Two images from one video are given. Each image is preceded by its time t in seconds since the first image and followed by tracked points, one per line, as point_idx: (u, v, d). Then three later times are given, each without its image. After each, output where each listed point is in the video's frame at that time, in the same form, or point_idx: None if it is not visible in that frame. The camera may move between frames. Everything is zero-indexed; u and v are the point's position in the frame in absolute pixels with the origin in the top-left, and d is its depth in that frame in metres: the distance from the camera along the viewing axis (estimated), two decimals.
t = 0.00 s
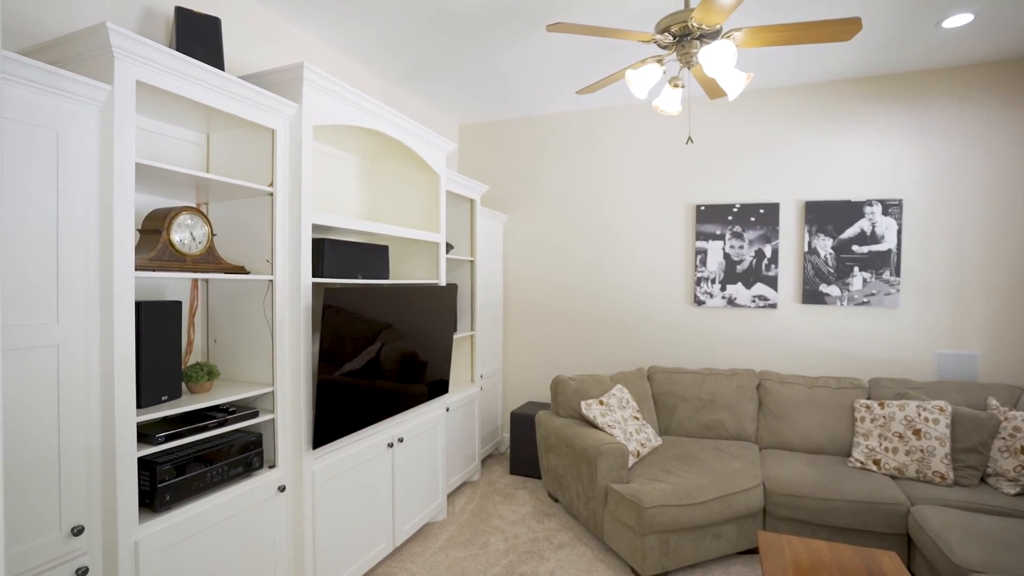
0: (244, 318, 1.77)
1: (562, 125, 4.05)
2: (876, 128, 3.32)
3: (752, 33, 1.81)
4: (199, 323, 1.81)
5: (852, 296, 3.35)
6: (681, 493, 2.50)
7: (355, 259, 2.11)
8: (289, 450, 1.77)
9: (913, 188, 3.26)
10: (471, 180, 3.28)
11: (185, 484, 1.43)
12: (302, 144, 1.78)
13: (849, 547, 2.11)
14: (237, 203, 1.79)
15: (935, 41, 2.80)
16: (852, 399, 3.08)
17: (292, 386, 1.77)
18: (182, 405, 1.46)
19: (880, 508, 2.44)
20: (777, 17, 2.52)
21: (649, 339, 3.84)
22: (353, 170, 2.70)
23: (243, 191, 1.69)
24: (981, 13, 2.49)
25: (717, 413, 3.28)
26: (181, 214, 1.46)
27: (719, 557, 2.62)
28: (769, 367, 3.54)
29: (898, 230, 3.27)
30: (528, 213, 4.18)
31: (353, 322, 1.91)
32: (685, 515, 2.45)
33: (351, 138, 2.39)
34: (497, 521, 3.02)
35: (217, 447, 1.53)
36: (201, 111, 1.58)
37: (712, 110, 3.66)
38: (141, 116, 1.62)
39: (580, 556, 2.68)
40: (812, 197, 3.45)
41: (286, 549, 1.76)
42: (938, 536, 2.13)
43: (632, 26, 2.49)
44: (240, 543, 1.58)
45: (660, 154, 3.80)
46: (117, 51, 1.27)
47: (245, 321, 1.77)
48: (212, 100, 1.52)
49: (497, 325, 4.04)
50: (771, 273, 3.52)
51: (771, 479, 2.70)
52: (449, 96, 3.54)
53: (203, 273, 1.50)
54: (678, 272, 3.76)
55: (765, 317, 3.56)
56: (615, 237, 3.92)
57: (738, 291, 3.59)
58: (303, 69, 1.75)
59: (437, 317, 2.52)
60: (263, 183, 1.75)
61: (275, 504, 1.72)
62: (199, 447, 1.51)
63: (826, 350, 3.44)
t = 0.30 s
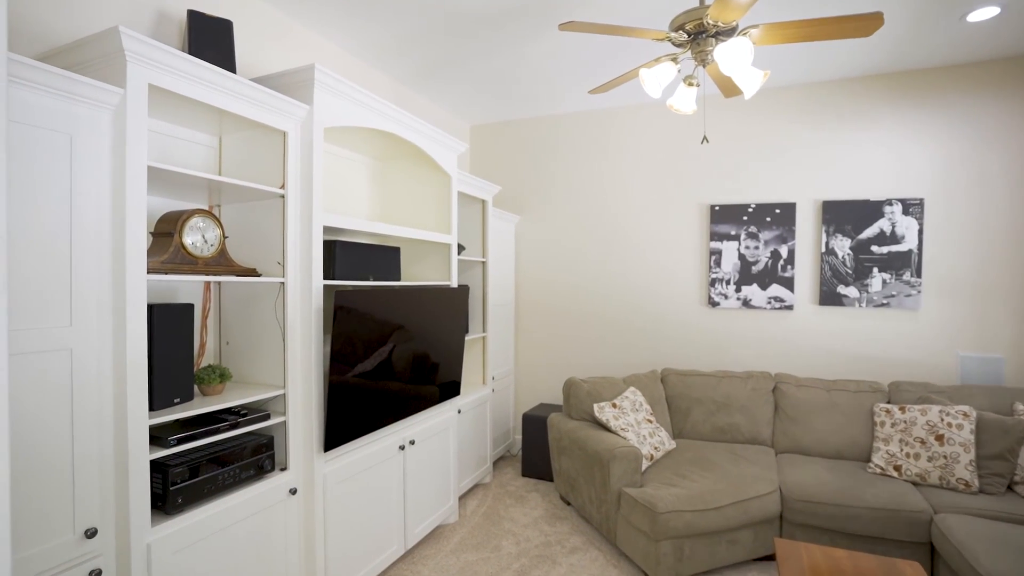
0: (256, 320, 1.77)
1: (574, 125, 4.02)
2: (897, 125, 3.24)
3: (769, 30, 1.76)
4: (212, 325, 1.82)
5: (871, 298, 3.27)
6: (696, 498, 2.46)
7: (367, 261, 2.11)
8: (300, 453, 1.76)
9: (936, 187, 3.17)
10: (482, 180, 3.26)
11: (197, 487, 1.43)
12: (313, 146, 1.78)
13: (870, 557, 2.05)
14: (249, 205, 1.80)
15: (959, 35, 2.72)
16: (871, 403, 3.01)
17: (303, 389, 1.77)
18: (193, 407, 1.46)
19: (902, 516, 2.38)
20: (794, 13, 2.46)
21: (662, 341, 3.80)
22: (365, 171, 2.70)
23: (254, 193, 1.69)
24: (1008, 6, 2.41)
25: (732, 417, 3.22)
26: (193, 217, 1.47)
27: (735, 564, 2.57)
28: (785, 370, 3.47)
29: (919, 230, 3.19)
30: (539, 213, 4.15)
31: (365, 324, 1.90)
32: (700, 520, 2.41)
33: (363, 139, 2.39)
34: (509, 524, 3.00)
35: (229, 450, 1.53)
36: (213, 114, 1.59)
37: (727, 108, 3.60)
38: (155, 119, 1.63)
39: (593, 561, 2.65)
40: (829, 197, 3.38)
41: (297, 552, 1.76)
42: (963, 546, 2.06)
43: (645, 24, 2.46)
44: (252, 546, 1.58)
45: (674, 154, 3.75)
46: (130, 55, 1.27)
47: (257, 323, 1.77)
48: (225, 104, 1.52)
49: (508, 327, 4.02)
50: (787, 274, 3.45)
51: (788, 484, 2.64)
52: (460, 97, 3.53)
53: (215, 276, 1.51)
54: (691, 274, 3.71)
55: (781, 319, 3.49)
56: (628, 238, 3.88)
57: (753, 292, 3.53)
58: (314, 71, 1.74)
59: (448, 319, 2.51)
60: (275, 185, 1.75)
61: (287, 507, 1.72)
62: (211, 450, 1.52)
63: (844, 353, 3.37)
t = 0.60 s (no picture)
0: (268, 322, 1.77)
1: (585, 125, 3.99)
2: (918, 123, 3.16)
3: (786, 26, 1.72)
4: (224, 327, 1.82)
5: (891, 299, 3.20)
6: (711, 502, 2.42)
7: (378, 262, 2.10)
8: (311, 455, 1.76)
9: (958, 185, 3.08)
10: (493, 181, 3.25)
11: (208, 489, 1.43)
12: (324, 147, 1.78)
13: (890, 565, 1.99)
14: (261, 207, 1.80)
15: (982, 29, 2.64)
16: (891, 407, 2.93)
17: (314, 391, 1.77)
18: (205, 409, 1.47)
19: (924, 524, 2.31)
20: (811, 9, 2.41)
21: (675, 343, 3.75)
22: (376, 172, 2.70)
23: (266, 195, 1.69)
24: None
25: (748, 420, 3.17)
26: (205, 219, 1.48)
27: (751, 571, 2.52)
28: (802, 373, 3.41)
29: (941, 229, 3.10)
30: (551, 214, 4.13)
31: (376, 325, 1.89)
32: (714, 526, 2.36)
33: (374, 140, 2.39)
34: (521, 527, 2.98)
35: (240, 452, 1.54)
36: (225, 116, 1.59)
37: (741, 106, 3.55)
38: (167, 123, 1.64)
39: (605, 566, 2.61)
40: (847, 196, 3.31)
41: (309, 555, 1.76)
42: (989, 556, 2.00)
43: (658, 22, 2.42)
44: (263, 548, 1.59)
45: (687, 154, 3.70)
46: (142, 58, 1.28)
47: (268, 325, 1.77)
48: (236, 106, 1.52)
49: (520, 328, 4.00)
50: (804, 275, 3.38)
51: (805, 489, 2.58)
52: (471, 97, 3.51)
53: (226, 278, 1.52)
54: (705, 274, 3.66)
55: (797, 320, 3.43)
56: (641, 239, 3.84)
57: (768, 293, 3.47)
58: (325, 72, 1.74)
59: (460, 320, 2.50)
60: (286, 187, 1.75)
61: (298, 509, 1.72)
62: (223, 452, 1.52)
63: (863, 355, 3.29)
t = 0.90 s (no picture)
0: (277, 324, 1.78)
1: (596, 124, 3.96)
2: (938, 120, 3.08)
3: (803, 22, 1.68)
4: (234, 328, 1.83)
5: (909, 301, 3.12)
6: (724, 507, 2.37)
7: (388, 263, 2.10)
8: (321, 457, 1.76)
9: (981, 184, 3.00)
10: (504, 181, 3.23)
11: (218, 491, 1.43)
12: (334, 149, 1.77)
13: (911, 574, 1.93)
14: (272, 209, 1.81)
15: (1006, 23, 2.56)
16: (910, 411, 2.86)
17: (324, 392, 1.77)
18: (215, 411, 1.47)
19: (946, 532, 2.24)
20: (827, 4, 2.36)
21: (687, 345, 3.70)
22: (386, 173, 2.70)
23: (276, 197, 1.69)
24: None
25: (762, 423, 3.11)
26: (215, 220, 1.48)
27: None
28: (817, 376, 3.34)
29: (962, 229, 3.02)
30: (562, 214, 4.10)
31: (386, 326, 1.89)
32: (728, 532, 2.32)
33: (384, 141, 2.39)
34: (531, 529, 2.96)
35: (250, 454, 1.54)
36: (236, 118, 1.60)
37: (755, 104, 3.49)
38: (178, 125, 1.65)
39: (617, 570, 2.58)
40: (865, 196, 3.24)
41: (318, 557, 1.76)
42: (1014, 567, 1.93)
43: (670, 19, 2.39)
44: (273, 550, 1.59)
45: (700, 153, 3.65)
46: (152, 60, 1.28)
47: (278, 327, 1.77)
48: (246, 107, 1.53)
49: (530, 329, 3.98)
50: (819, 275, 3.32)
51: (821, 495, 2.53)
52: (481, 97, 3.50)
53: (236, 279, 1.52)
54: (718, 275, 3.61)
55: (812, 322, 3.36)
56: (652, 239, 3.80)
57: (783, 294, 3.41)
58: (335, 73, 1.74)
59: (470, 321, 2.48)
60: (296, 189, 1.75)
61: (308, 511, 1.72)
62: (233, 454, 1.53)
63: (881, 358, 3.22)
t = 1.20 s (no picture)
0: (287, 325, 1.78)
1: (607, 124, 3.94)
2: (958, 117, 3.01)
3: (818, 19, 1.64)
4: (245, 329, 1.84)
5: (928, 302, 3.05)
6: (737, 512, 2.34)
7: (398, 264, 2.09)
8: (330, 458, 1.76)
9: (1003, 182, 2.92)
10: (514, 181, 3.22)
11: (227, 492, 1.43)
12: (343, 150, 1.77)
13: None
14: (281, 211, 1.81)
15: None
16: (929, 415, 2.79)
17: (333, 394, 1.77)
18: (225, 412, 1.48)
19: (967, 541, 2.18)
20: None
21: (699, 346, 3.66)
22: (396, 173, 2.70)
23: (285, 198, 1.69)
24: None
25: (776, 427, 3.06)
26: (224, 222, 1.49)
27: None
28: (832, 378, 3.28)
29: (983, 229, 2.94)
30: (572, 214, 4.08)
31: (395, 327, 1.88)
32: (740, 537, 2.28)
33: (394, 141, 2.39)
34: (540, 532, 2.94)
35: (259, 455, 1.54)
36: (245, 120, 1.60)
37: (769, 102, 3.44)
38: (189, 127, 1.66)
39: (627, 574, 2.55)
40: (882, 195, 3.17)
41: (327, 559, 1.76)
42: None
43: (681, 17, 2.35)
44: (282, 552, 1.59)
45: (712, 152, 3.61)
46: (162, 63, 1.29)
47: (288, 328, 1.78)
48: (255, 109, 1.53)
49: (540, 330, 3.96)
50: (834, 276, 3.26)
51: (837, 500, 2.48)
52: (491, 97, 3.49)
53: (246, 280, 1.53)
54: (731, 276, 3.56)
55: (827, 323, 3.31)
56: (663, 239, 3.76)
57: (797, 295, 3.36)
58: (344, 75, 1.74)
59: (479, 322, 2.47)
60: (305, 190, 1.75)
61: (317, 513, 1.72)
62: (242, 455, 1.53)
63: (898, 361, 3.15)
